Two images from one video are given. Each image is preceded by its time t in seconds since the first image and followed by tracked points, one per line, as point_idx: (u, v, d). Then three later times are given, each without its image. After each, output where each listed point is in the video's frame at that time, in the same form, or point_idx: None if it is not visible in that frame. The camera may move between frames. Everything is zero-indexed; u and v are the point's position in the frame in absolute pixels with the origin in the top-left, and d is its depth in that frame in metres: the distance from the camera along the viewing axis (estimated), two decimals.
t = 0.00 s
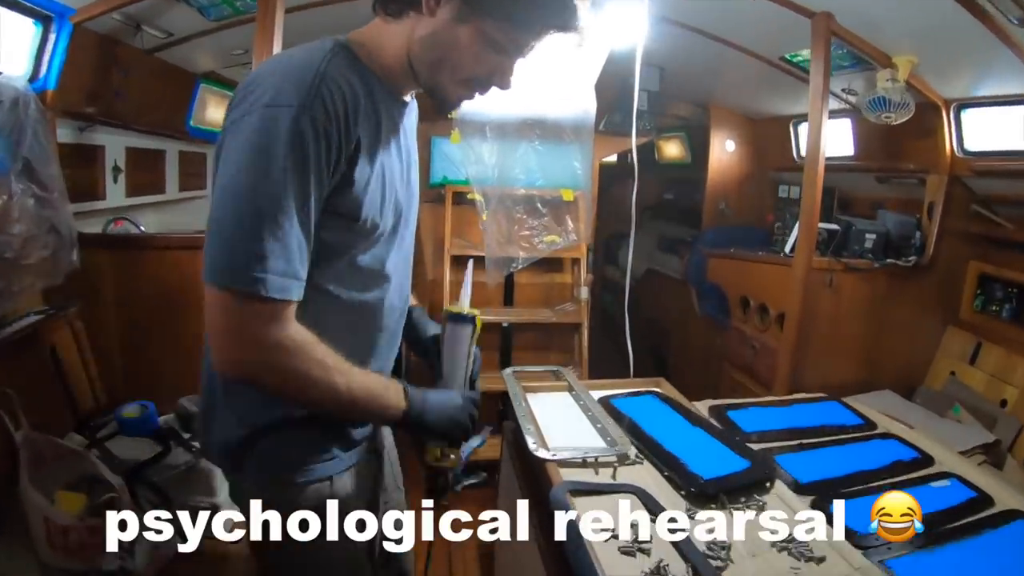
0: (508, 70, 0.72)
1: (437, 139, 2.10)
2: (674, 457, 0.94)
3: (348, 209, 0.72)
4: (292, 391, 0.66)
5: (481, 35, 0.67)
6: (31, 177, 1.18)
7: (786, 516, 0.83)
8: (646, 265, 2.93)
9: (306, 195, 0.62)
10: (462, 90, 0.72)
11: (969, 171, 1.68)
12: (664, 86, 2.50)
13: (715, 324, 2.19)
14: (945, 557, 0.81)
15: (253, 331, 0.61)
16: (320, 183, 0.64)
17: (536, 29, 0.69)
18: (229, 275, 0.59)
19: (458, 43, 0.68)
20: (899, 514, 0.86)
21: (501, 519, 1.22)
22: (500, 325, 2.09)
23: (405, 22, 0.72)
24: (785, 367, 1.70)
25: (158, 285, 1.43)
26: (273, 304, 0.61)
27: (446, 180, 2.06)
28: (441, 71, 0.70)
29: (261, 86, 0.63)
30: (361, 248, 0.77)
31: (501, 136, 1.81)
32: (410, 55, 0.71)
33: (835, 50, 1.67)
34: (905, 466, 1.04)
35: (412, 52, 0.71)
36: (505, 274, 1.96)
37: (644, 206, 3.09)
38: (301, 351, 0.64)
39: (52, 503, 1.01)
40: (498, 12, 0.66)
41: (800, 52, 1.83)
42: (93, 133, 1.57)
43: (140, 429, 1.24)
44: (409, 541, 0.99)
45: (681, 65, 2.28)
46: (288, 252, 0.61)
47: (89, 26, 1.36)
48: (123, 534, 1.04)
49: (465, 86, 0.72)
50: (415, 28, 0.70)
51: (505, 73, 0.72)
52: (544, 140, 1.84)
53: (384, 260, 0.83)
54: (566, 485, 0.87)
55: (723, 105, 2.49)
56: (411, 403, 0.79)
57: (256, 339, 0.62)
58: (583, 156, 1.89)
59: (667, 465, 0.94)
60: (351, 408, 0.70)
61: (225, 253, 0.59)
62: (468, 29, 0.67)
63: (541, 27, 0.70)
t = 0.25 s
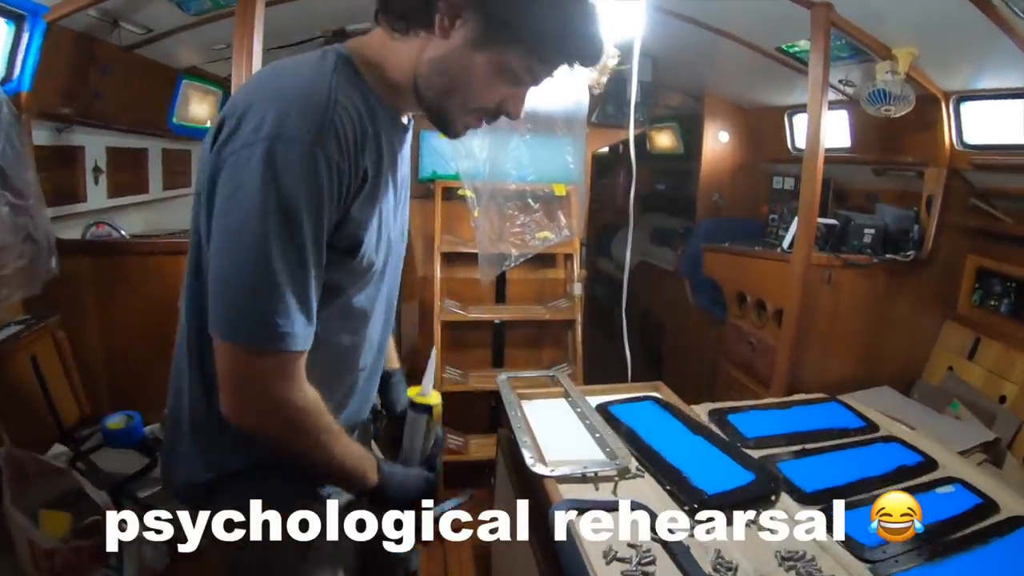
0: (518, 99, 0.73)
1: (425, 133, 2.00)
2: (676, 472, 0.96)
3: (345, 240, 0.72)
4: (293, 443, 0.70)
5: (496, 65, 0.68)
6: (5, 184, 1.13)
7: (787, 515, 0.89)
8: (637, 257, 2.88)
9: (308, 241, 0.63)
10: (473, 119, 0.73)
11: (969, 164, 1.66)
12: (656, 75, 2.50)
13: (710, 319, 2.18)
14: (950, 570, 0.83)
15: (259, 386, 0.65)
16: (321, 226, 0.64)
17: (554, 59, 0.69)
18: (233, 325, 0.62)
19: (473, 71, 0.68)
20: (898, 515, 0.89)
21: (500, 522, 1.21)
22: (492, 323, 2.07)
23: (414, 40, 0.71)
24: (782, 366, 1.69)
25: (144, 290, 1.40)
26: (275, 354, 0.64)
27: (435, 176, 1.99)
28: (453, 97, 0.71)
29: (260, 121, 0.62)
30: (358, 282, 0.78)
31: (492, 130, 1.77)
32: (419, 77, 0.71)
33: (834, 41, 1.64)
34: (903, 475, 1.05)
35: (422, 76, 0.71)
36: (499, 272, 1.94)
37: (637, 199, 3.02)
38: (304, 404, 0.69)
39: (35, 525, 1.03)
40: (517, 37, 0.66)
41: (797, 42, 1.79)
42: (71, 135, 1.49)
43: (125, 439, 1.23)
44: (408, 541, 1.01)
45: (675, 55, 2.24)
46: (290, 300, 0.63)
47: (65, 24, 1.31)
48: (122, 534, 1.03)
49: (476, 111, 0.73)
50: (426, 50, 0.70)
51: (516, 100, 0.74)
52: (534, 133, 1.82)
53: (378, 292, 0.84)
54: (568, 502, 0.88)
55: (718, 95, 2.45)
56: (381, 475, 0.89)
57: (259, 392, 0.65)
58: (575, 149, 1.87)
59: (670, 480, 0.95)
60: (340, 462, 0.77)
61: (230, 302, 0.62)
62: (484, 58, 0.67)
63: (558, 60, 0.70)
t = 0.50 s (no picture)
0: (521, 105, 0.75)
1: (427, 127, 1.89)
2: (682, 467, 0.97)
3: (348, 239, 0.73)
4: (272, 441, 0.65)
5: (500, 73, 0.69)
6: (7, 201, 1.14)
7: (786, 515, 0.89)
8: (644, 245, 2.80)
9: (311, 229, 0.61)
10: (478, 127, 0.75)
11: (973, 144, 1.63)
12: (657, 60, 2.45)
13: (715, 305, 2.17)
14: (958, 560, 0.83)
15: (234, 374, 0.60)
16: (325, 217, 0.63)
17: (557, 68, 0.71)
18: (219, 306, 0.57)
19: (477, 82, 0.69)
20: (900, 516, 0.88)
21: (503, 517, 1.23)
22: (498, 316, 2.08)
23: (421, 53, 0.72)
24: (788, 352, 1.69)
25: (152, 296, 1.41)
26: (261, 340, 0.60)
27: (437, 168, 1.88)
28: (459, 106, 0.72)
29: (273, 114, 0.62)
30: (364, 288, 0.79)
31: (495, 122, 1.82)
32: (426, 88, 0.73)
33: (835, 23, 1.62)
34: (910, 462, 1.05)
35: (430, 88, 0.72)
36: (504, 266, 1.94)
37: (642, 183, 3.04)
38: (280, 399, 0.64)
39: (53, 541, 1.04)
40: (521, 47, 0.67)
41: (796, 24, 1.77)
42: (72, 145, 1.52)
43: (137, 446, 1.27)
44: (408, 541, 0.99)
45: (673, 39, 2.21)
46: (287, 287, 0.60)
47: (60, 37, 1.33)
48: (122, 534, 1.09)
49: (482, 119, 0.74)
50: (432, 60, 0.71)
51: (519, 108, 0.75)
52: (535, 123, 1.85)
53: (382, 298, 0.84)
54: (573, 500, 0.89)
55: (720, 79, 2.42)
56: (386, 481, 0.88)
57: (236, 381, 0.60)
58: (576, 139, 1.88)
59: (677, 476, 0.95)
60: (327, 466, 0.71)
61: (218, 281, 0.57)
62: (487, 66, 0.68)
63: (559, 71, 0.72)
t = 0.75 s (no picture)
0: (519, 119, 0.76)
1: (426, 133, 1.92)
2: (677, 468, 0.98)
3: (363, 247, 0.74)
4: (314, 439, 0.63)
5: (499, 90, 0.70)
6: (7, 214, 1.17)
7: (787, 515, 0.90)
8: (645, 238, 2.79)
9: (326, 240, 0.62)
10: (477, 141, 0.76)
11: (972, 133, 1.62)
12: (654, 53, 2.44)
13: (716, 298, 2.17)
14: (954, 556, 0.84)
15: (265, 378, 0.60)
16: (339, 228, 0.64)
17: (553, 84, 0.72)
18: (245, 322, 0.59)
19: (478, 99, 0.70)
20: (899, 516, 0.88)
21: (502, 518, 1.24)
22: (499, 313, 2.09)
23: (424, 72, 0.74)
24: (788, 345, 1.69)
25: (153, 304, 1.43)
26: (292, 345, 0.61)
27: (435, 168, 1.89)
28: (460, 123, 0.73)
29: (280, 133, 0.64)
30: (370, 296, 0.80)
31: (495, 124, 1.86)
32: (429, 104, 0.74)
33: (830, 13, 1.61)
34: (908, 456, 1.06)
35: (432, 106, 0.74)
36: (504, 264, 1.95)
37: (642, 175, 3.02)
38: (330, 402, 0.63)
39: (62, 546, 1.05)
40: (520, 65, 0.68)
41: (792, 15, 1.76)
42: (71, 155, 1.54)
43: (142, 452, 1.29)
44: (410, 540, 0.98)
45: (669, 32, 2.20)
46: (310, 297, 0.61)
47: (55, 49, 1.34)
48: (123, 534, 1.13)
49: (481, 134, 0.75)
50: (435, 77, 0.73)
51: (517, 123, 0.76)
52: (533, 121, 1.88)
53: (393, 305, 0.86)
54: (569, 501, 0.90)
55: (718, 70, 2.40)
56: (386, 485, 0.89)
57: (276, 379, 0.60)
58: (574, 135, 1.89)
59: (671, 475, 0.97)
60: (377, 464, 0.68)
61: (243, 299, 0.59)
62: (487, 84, 0.69)
63: (556, 86, 0.73)
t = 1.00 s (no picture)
0: (522, 123, 0.76)
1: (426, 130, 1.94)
2: (670, 465, 0.99)
3: (396, 248, 0.75)
4: (415, 445, 0.63)
5: (505, 95, 0.71)
6: (6, 214, 1.18)
7: (787, 515, 0.90)
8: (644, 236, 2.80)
9: (383, 248, 0.63)
10: (481, 145, 0.76)
11: (971, 129, 1.62)
12: (652, 51, 2.43)
13: (714, 295, 2.18)
14: (947, 553, 0.84)
15: (362, 388, 0.60)
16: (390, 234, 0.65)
17: (557, 91, 0.73)
18: (319, 339, 0.59)
19: (484, 104, 0.71)
20: (899, 516, 0.87)
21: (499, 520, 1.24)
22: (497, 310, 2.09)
23: (431, 76, 0.74)
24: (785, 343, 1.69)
25: (151, 302, 1.43)
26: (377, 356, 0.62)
27: (434, 166, 1.92)
28: (466, 128, 0.74)
29: (314, 140, 0.63)
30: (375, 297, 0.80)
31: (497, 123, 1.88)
32: (435, 108, 0.74)
33: (826, 10, 1.61)
34: (905, 453, 1.06)
35: (438, 110, 0.74)
36: (501, 261, 1.95)
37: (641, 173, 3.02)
38: (422, 404, 0.63)
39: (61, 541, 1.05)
40: (529, 71, 0.69)
41: (789, 12, 1.75)
42: (70, 155, 1.55)
43: (140, 449, 1.31)
44: (409, 539, 1.02)
45: (666, 30, 2.20)
46: (378, 305, 0.62)
47: (53, 49, 1.35)
48: (123, 534, 1.12)
49: (486, 138, 0.76)
50: (442, 82, 0.73)
51: (520, 127, 0.77)
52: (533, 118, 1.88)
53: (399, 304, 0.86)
54: (559, 496, 0.93)
55: (716, 68, 2.40)
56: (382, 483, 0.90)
57: (374, 390, 0.61)
58: (572, 133, 1.89)
59: (662, 470, 0.99)
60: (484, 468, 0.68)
61: (312, 318, 0.59)
62: (493, 89, 0.70)
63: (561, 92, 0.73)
